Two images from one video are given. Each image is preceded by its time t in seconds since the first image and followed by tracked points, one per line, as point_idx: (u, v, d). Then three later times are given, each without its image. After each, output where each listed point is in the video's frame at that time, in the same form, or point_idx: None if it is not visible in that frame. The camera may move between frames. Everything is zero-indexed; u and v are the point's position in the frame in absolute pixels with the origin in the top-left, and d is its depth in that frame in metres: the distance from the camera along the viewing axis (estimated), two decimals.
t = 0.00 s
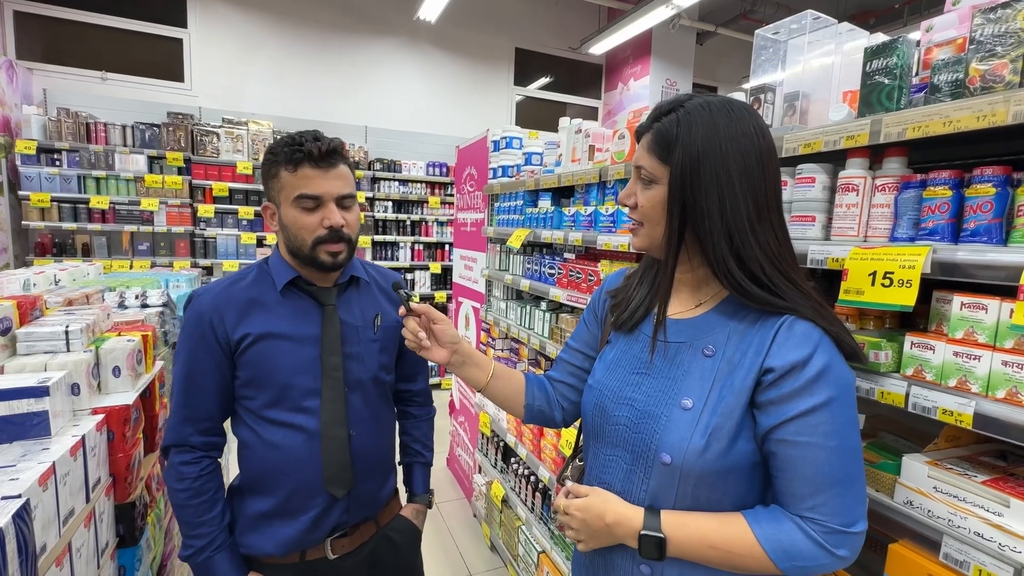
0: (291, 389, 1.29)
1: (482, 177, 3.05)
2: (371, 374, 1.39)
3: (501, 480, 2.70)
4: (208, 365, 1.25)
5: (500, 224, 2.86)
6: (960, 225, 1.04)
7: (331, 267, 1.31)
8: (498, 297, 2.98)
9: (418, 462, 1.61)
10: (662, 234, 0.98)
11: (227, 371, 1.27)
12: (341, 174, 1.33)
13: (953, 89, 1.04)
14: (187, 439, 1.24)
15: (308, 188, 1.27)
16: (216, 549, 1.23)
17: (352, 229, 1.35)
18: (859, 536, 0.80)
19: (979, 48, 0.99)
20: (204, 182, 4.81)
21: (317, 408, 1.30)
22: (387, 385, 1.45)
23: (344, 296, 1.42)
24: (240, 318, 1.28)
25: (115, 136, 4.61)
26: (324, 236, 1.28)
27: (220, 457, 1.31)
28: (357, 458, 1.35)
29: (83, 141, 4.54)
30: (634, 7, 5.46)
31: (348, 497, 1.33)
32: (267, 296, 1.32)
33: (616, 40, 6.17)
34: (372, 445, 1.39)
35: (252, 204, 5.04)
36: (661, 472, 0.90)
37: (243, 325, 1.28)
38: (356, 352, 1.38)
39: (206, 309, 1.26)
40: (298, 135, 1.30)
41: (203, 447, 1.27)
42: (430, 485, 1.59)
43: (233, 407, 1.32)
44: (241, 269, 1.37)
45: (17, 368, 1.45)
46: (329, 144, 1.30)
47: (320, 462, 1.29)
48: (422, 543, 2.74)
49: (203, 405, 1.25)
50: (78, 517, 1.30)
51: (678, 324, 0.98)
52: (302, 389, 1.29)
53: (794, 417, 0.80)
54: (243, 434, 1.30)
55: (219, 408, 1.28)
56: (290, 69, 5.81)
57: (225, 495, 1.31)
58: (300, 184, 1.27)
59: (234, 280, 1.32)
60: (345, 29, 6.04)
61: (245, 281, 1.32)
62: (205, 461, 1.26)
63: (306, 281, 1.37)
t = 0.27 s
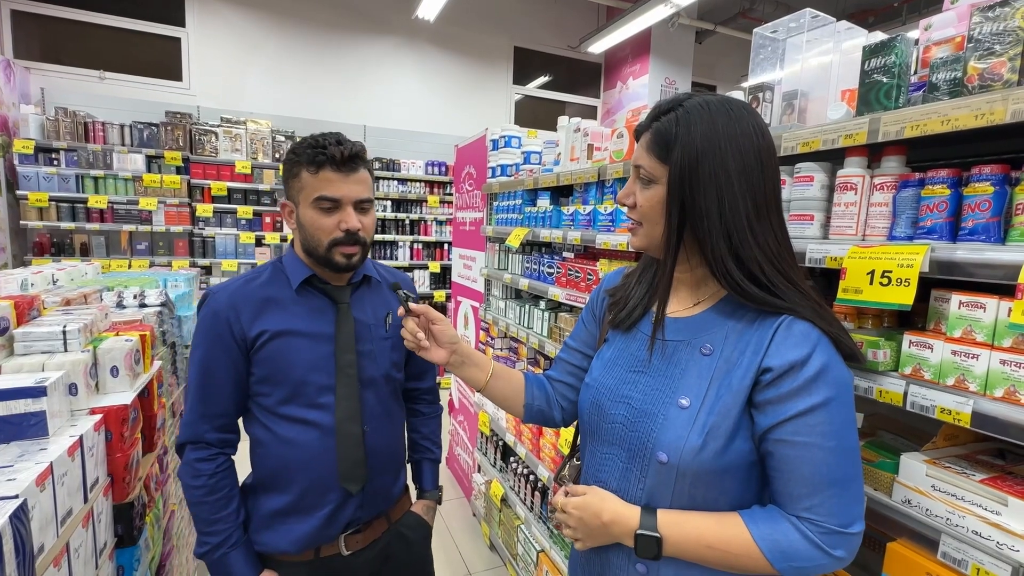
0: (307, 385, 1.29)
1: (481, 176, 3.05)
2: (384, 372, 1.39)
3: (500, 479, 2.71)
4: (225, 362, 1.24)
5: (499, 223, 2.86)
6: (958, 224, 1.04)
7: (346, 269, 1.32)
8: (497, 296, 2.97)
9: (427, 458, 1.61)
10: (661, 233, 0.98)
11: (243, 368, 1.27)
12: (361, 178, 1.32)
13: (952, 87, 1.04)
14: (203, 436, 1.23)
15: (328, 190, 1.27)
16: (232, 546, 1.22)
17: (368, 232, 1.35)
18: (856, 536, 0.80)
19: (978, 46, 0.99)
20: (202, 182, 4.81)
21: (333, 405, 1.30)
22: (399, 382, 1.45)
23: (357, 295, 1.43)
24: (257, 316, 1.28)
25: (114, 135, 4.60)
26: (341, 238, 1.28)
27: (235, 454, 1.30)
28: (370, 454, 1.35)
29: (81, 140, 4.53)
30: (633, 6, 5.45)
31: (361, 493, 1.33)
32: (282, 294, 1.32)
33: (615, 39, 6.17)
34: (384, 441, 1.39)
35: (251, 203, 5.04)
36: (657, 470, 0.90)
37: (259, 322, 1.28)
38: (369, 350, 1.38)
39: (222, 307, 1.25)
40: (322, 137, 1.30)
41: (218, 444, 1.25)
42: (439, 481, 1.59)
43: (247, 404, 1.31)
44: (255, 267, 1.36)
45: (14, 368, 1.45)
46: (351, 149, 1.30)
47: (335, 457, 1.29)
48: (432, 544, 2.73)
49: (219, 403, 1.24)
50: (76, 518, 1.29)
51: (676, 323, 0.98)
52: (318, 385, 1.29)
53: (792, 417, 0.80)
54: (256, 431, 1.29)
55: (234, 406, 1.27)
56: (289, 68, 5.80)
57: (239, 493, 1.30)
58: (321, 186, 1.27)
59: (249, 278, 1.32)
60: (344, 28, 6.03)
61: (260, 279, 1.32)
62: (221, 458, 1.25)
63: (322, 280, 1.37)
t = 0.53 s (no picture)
0: (322, 382, 1.29)
1: (480, 175, 3.04)
2: (395, 369, 1.41)
3: (499, 479, 2.71)
4: (240, 360, 1.23)
5: (497, 223, 2.86)
6: (956, 223, 1.04)
7: (358, 267, 1.32)
8: (496, 296, 2.96)
9: (431, 456, 1.61)
10: (660, 232, 0.98)
11: (257, 366, 1.26)
12: (375, 178, 1.33)
13: (950, 86, 1.03)
14: (220, 434, 1.22)
15: (342, 190, 1.27)
16: (250, 543, 1.21)
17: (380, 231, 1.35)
18: (855, 537, 0.80)
19: (976, 45, 0.99)
20: (201, 181, 4.81)
21: (347, 400, 1.30)
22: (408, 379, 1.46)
23: (367, 293, 1.44)
24: (272, 313, 1.28)
25: (112, 135, 4.59)
26: (354, 237, 1.28)
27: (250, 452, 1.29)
28: (386, 448, 1.36)
29: (80, 140, 4.52)
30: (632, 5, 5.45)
31: (377, 487, 1.34)
32: (296, 293, 1.32)
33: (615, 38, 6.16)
34: (396, 436, 1.40)
35: (250, 203, 5.03)
36: (655, 469, 0.90)
37: (275, 319, 1.27)
38: (381, 347, 1.39)
39: (237, 304, 1.25)
40: (336, 137, 1.29)
41: (235, 441, 1.24)
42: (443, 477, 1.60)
43: (262, 402, 1.30)
44: (269, 265, 1.36)
45: (12, 368, 1.45)
46: (365, 149, 1.31)
47: (350, 453, 1.30)
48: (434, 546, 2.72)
49: (234, 401, 1.23)
50: (74, 518, 1.29)
51: (674, 322, 0.98)
52: (332, 382, 1.29)
53: (791, 417, 0.80)
54: (270, 429, 1.29)
55: (250, 403, 1.26)
56: (287, 67, 5.79)
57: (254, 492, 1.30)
58: (335, 185, 1.26)
59: (263, 277, 1.32)
60: (343, 27, 6.02)
61: (274, 277, 1.32)
62: (238, 455, 1.24)
63: (334, 278, 1.38)
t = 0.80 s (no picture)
0: (321, 382, 1.28)
1: (479, 174, 3.04)
2: (394, 368, 1.41)
3: (498, 478, 2.71)
4: (240, 359, 1.23)
5: (496, 222, 2.86)
6: (953, 222, 1.04)
7: (359, 266, 1.32)
8: (495, 295, 2.96)
9: (427, 454, 1.61)
10: (659, 232, 0.98)
11: (257, 366, 1.25)
12: (372, 177, 1.32)
13: (947, 86, 1.03)
14: (219, 433, 1.22)
15: (340, 189, 1.26)
16: (249, 541, 1.21)
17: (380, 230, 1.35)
18: (853, 538, 0.80)
19: (973, 45, 0.99)
20: (200, 181, 4.80)
21: (346, 400, 1.30)
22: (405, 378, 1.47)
23: (367, 293, 1.44)
24: (272, 313, 1.28)
25: (111, 135, 4.59)
26: (354, 237, 1.28)
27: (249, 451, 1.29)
28: (385, 448, 1.36)
29: (78, 139, 4.50)
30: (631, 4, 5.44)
31: (375, 486, 1.34)
32: (296, 292, 1.32)
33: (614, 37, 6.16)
34: (394, 436, 1.40)
35: (249, 202, 5.03)
36: (654, 470, 0.90)
37: (275, 320, 1.27)
38: (380, 347, 1.39)
39: (237, 303, 1.24)
40: (331, 136, 1.29)
41: (234, 440, 1.24)
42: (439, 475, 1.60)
43: (260, 401, 1.30)
44: (268, 263, 1.36)
45: (9, 368, 1.45)
46: (361, 148, 1.30)
47: (349, 452, 1.30)
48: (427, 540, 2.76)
49: (234, 399, 1.23)
50: (71, 518, 1.29)
51: (673, 322, 0.98)
52: (331, 382, 1.29)
53: (790, 418, 0.80)
54: (269, 428, 1.29)
55: (249, 402, 1.26)
56: (286, 67, 5.79)
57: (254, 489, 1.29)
58: (334, 184, 1.26)
59: (261, 277, 1.31)
60: (342, 27, 6.01)
61: (273, 277, 1.31)
62: (236, 454, 1.24)
63: (334, 278, 1.38)
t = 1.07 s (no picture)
0: (301, 385, 1.28)
1: (478, 173, 3.04)
2: (377, 368, 1.39)
3: (498, 477, 2.71)
4: (217, 363, 1.23)
5: (496, 221, 2.86)
6: (953, 221, 1.04)
7: (334, 265, 1.30)
8: (495, 295, 2.97)
9: (418, 455, 1.62)
10: (660, 231, 0.98)
11: (234, 369, 1.26)
12: (353, 175, 1.32)
13: (946, 84, 1.03)
14: (195, 437, 1.23)
15: (318, 184, 1.27)
16: (232, 543, 1.21)
17: (358, 228, 1.34)
18: (855, 538, 0.80)
19: (972, 43, 0.99)
20: (200, 180, 4.78)
21: (327, 403, 1.30)
22: (392, 378, 1.44)
23: (349, 293, 1.42)
24: (249, 316, 1.27)
25: (109, 134, 4.58)
26: (330, 233, 1.27)
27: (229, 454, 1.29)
28: (368, 451, 1.35)
29: (77, 139, 4.49)
30: (630, 3, 5.43)
31: (361, 488, 1.34)
32: (273, 294, 1.31)
33: (613, 36, 6.15)
34: (381, 437, 1.39)
35: (248, 202, 5.02)
36: (655, 470, 0.90)
37: (251, 323, 1.27)
38: (362, 348, 1.38)
39: (212, 307, 1.24)
40: (314, 132, 1.30)
41: (212, 444, 1.25)
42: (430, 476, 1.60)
43: (241, 404, 1.30)
44: (246, 266, 1.36)
45: (8, 368, 1.44)
46: (343, 144, 1.30)
47: (331, 455, 1.29)
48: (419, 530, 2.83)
49: (210, 403, 1.23)
50: (71, 517, 1.29)
51: (675, 322, 0.98)
52: (311, 384, 1.29)
53: (790, 418, 0.80)
54: (252, 431, 1.28)
55: (227, 406, 1.26)
56: (285, 66, 5.78)
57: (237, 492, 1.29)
58: (312, 179, 1.26)
59: (240, 278, 1.31)
60: (341, 26, 6.01)
61: (251, 279, 1.31)
62: (215, 457, 1.24)
63: (312, 279, 1.36)
